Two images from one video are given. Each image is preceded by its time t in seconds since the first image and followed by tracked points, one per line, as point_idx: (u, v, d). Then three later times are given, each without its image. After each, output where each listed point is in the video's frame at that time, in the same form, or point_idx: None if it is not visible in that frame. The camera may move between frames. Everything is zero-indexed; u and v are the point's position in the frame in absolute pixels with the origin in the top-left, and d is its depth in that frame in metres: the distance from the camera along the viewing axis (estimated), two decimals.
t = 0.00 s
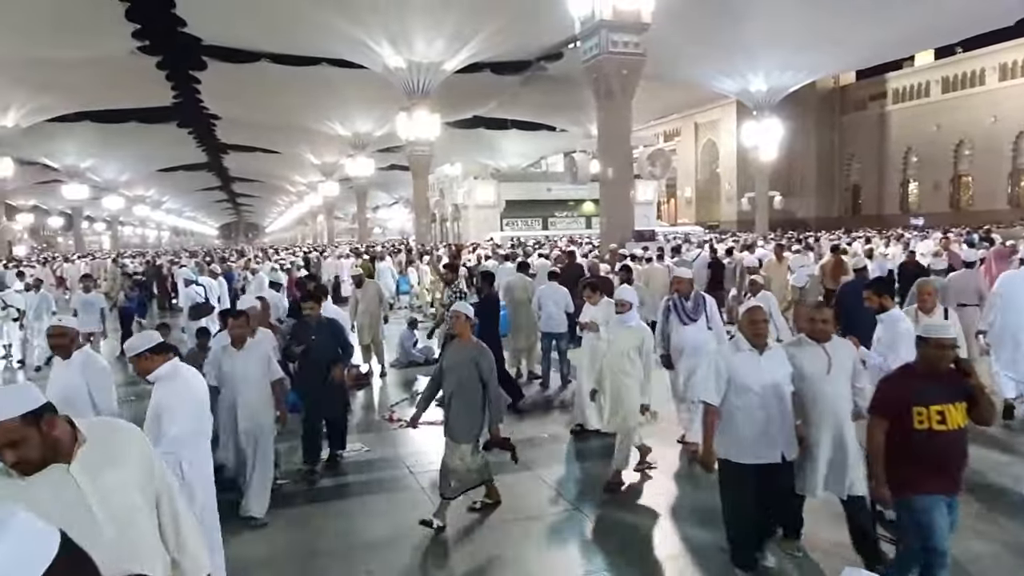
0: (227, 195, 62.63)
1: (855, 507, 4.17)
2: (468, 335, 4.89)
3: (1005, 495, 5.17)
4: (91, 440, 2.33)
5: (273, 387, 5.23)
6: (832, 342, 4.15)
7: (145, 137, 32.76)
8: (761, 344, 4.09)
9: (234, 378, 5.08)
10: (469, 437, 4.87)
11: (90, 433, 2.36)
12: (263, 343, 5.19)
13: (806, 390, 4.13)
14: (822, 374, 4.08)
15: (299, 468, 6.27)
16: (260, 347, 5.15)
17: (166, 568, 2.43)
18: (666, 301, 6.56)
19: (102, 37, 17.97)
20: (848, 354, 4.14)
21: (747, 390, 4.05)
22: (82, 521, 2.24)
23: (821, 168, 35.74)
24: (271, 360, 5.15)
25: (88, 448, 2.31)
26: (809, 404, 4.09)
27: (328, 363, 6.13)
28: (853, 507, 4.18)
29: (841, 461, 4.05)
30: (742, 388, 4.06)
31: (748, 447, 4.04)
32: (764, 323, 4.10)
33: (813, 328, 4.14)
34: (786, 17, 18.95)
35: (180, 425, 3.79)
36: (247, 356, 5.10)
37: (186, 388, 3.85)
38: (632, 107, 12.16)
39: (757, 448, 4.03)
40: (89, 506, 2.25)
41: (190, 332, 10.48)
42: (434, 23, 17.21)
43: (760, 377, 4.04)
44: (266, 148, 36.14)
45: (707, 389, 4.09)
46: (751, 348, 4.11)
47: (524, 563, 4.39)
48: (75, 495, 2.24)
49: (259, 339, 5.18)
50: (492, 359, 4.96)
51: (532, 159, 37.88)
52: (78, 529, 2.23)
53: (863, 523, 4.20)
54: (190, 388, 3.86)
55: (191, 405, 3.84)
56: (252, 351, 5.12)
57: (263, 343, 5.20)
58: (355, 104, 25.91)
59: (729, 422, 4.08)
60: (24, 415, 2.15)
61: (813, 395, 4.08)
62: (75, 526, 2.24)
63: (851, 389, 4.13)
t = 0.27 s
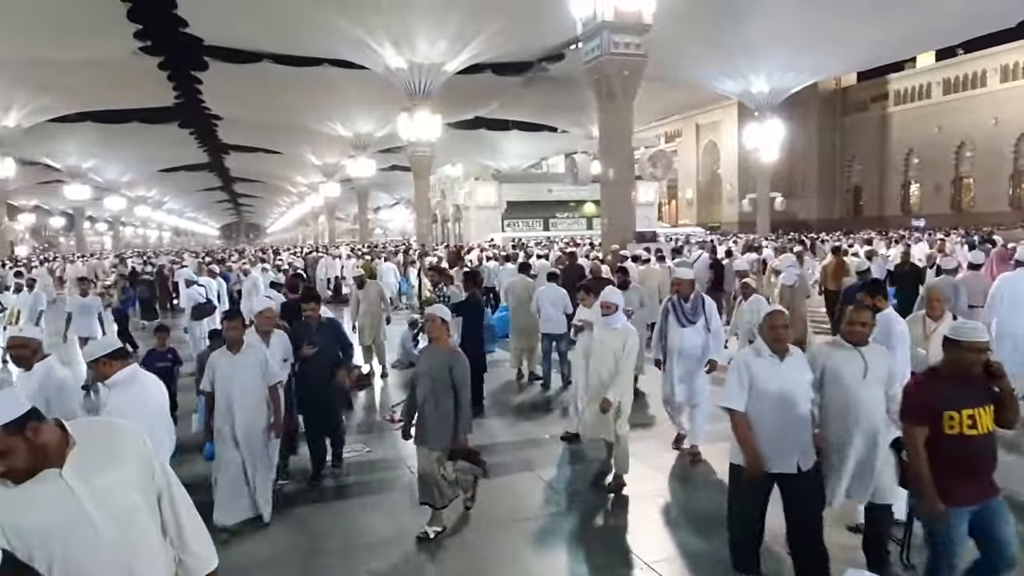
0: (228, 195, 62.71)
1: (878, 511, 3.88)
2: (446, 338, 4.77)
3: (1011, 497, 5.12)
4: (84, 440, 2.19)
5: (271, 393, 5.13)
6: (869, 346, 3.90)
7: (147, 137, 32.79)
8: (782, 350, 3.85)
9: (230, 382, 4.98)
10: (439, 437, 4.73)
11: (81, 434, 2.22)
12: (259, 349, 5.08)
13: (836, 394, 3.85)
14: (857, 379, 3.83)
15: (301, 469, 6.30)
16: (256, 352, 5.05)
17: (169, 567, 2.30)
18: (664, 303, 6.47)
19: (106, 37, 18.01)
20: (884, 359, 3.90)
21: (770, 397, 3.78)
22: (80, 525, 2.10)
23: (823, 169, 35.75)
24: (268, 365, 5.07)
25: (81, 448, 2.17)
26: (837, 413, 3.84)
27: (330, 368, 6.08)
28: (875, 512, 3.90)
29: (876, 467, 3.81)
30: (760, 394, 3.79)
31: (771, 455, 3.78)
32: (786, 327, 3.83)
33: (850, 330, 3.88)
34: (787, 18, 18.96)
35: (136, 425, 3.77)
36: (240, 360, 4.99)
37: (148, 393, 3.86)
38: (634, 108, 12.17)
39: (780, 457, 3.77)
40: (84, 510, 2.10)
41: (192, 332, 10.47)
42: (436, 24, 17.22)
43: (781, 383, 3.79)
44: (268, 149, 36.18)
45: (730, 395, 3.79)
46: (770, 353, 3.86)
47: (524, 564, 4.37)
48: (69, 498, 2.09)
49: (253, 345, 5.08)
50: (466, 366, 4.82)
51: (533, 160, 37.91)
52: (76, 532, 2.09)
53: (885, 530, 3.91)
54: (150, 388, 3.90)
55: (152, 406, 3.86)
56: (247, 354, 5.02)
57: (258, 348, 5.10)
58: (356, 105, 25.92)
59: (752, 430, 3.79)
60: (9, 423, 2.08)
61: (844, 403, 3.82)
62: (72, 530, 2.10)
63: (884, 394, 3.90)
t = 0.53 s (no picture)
0: (229, 195, 62.74)
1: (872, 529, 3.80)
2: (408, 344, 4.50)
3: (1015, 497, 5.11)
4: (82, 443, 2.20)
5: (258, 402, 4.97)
6: (902, 350, 3.78)
7: (148, 137, 32.83)
8: (819, 353, 3.62)
9: (215, 390, 4.86)
10: (400, 431, 4.50)
11: (79, 438, 2.22)
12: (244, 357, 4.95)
13: (870, 397, 3.77)
14: (892, 384, 3.72)
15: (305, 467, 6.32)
16: (243, 360, 4.92)
17: (171, 567, 2.29)
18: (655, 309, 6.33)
19: (109, 37, 18.05)
20: (917, 364, 3.77)
21: (803, 401, 3.55)
22: (79, 527, 2.09)
23: (824, 170, 35.72)
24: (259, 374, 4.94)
25: (79, 450, 2.17)
26: (873, 418, 3.76)
27: (339, 370, 5.87)
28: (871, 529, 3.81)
29: (906, 477, 3.75)
30: (797, 397, 3.56)
31: (804, 464, 3.49)
32: (825, 331, 3.60)
33: (882, 333, 3.77)
34: (789, 19, 18.95)
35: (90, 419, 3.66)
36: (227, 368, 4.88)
37: (99, 387, 3.78)
38: (635, 109, 12.17)
39: (814, 465, 3.48)
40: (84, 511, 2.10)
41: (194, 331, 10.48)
42: (437, 24, 17.22)
43: (815, 387, 3.56)
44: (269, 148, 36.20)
45: (761, 395, 3.57)
46: (806, 356, 3.63)
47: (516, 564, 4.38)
48: (68, 501, 2.09)
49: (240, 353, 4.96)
50: (433, 370, 4.55)
51: (534, 160, 37.91)
52: (76, 534, 2.08)
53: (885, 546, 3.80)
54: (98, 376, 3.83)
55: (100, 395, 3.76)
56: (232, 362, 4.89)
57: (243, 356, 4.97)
58: (357, 105, 25.94)
59: (783, 436, 3.55)
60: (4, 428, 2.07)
61: (880, 409, 3.74)
62: (71, 533, 2.09)
63: (920, 401, 3.77)
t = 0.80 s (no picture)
0: (250, 195, 63.33)
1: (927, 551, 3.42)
2: (390, 350, 4.29)
3: None
4: (109, 439, 2.22)
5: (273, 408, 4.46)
6: (951, 362, 3.44)
7: (171, 138, 33.27)
8: (876, 356, 3.31)
9: (226, 396, 4.33)
10: (382, 446, 4.25)
11: (105, 433, 2.25)
12: (257, 359, 4.44)
13: (923, 412, 3.40)
14: (947, 399, 3.37)
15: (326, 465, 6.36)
16: (257, 363, 4.41)
17: (195, 567, 2.35)
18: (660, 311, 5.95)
19: (134, 40, 18.33)
20: (968, 376, 3.43)
21: (854, 405, 3.27)
22: (103, 526, 2.11)
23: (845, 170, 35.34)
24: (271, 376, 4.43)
25: (105, 448, 2.19)
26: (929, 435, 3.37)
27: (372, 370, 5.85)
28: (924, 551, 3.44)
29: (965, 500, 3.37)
30: (854, 400, 3.27)
31: (839, 469, 3.25)
32: (885, 334, 3.28)
33: (928, 344, 3.41)
34: (810, 17, 18.77)
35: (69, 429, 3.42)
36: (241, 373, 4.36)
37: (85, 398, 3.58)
38: (654, 108, 12.13)
39: (855, 473, 3.22)
40: (110, 511, 2.12)
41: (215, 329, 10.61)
42: (456, 24, 17.25)
43: (872, 392, 3.28)
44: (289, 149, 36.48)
45: (809, 394, 3.29)
46: (863, 357, 3.33)
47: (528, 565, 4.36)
48: (94, 500, 2.12)
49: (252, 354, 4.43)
50: (418, 379, 4.28)
51: (553, 159, 37.86)
52: (101, 534, 2.11)
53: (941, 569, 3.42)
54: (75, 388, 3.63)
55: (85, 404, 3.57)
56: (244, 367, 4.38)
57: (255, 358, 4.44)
58: (376, 105, 26.05)
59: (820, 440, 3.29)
60: (33, 423, 2.06)
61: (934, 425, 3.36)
62: (95, 532, 2.10)
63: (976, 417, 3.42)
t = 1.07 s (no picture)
0: (285, 196, 64.25)
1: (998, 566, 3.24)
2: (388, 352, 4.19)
3: None
4: (152, 436, 2.31)
5: (306, 422, 4.18)
6: None
7: (209, 141, 33.93)
8: (948, 367, 3.12)
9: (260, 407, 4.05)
10: (396, 454, 4.17)
11: (149, 430, 2.33)
12: (291, 370, 4.17)
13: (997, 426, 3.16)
14: None
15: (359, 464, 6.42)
16: (291, 374, 4.15)
17: (235, 564, 2.39)
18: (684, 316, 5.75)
19: (174, 45, 18.75)
20: None
21: (921, 420, 3.10)
22: (146, 520, 2.17)
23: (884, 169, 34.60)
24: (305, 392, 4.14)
25: (148, 445, 2.27)
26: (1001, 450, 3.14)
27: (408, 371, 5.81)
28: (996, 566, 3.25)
29: None
30: (920, 415, 3.10)
31: (903, 483, 3.13)
32: (959, 342, 3.09)
33: (996, 355, 3.18)
34: (848, 13, 18.41)
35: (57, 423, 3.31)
36: (275, 383, 4.10)
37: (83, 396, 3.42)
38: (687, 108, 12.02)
39: (922, 489, 3.10)
40: (153, 505, 2.17)
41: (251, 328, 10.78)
42: (488, 25, 17.28)
43: (940, 406, 3.10)
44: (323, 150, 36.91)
45: (868, 404, 3.15)
46: (935, 367, 3.14)
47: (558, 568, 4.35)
48: (137, 493, 2.17)
49: (288, 366, 4.17)
50: (421, 381, 4.25)
51: (585, 159, 37.71)
52: (143, 529, 2.15)
53: None
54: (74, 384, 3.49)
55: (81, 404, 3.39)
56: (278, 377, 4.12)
57: (290, 369, 4.18)
58: (408, 107, 26.25)
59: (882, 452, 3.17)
60: (81, 419, 2.17)
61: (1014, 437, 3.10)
62: (137, 526, 2.15)
63: None
